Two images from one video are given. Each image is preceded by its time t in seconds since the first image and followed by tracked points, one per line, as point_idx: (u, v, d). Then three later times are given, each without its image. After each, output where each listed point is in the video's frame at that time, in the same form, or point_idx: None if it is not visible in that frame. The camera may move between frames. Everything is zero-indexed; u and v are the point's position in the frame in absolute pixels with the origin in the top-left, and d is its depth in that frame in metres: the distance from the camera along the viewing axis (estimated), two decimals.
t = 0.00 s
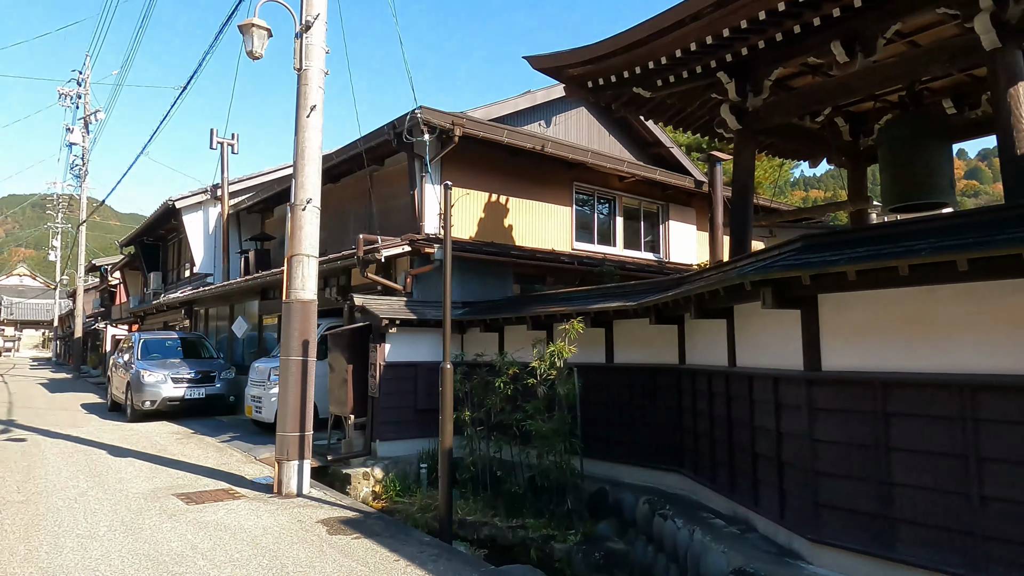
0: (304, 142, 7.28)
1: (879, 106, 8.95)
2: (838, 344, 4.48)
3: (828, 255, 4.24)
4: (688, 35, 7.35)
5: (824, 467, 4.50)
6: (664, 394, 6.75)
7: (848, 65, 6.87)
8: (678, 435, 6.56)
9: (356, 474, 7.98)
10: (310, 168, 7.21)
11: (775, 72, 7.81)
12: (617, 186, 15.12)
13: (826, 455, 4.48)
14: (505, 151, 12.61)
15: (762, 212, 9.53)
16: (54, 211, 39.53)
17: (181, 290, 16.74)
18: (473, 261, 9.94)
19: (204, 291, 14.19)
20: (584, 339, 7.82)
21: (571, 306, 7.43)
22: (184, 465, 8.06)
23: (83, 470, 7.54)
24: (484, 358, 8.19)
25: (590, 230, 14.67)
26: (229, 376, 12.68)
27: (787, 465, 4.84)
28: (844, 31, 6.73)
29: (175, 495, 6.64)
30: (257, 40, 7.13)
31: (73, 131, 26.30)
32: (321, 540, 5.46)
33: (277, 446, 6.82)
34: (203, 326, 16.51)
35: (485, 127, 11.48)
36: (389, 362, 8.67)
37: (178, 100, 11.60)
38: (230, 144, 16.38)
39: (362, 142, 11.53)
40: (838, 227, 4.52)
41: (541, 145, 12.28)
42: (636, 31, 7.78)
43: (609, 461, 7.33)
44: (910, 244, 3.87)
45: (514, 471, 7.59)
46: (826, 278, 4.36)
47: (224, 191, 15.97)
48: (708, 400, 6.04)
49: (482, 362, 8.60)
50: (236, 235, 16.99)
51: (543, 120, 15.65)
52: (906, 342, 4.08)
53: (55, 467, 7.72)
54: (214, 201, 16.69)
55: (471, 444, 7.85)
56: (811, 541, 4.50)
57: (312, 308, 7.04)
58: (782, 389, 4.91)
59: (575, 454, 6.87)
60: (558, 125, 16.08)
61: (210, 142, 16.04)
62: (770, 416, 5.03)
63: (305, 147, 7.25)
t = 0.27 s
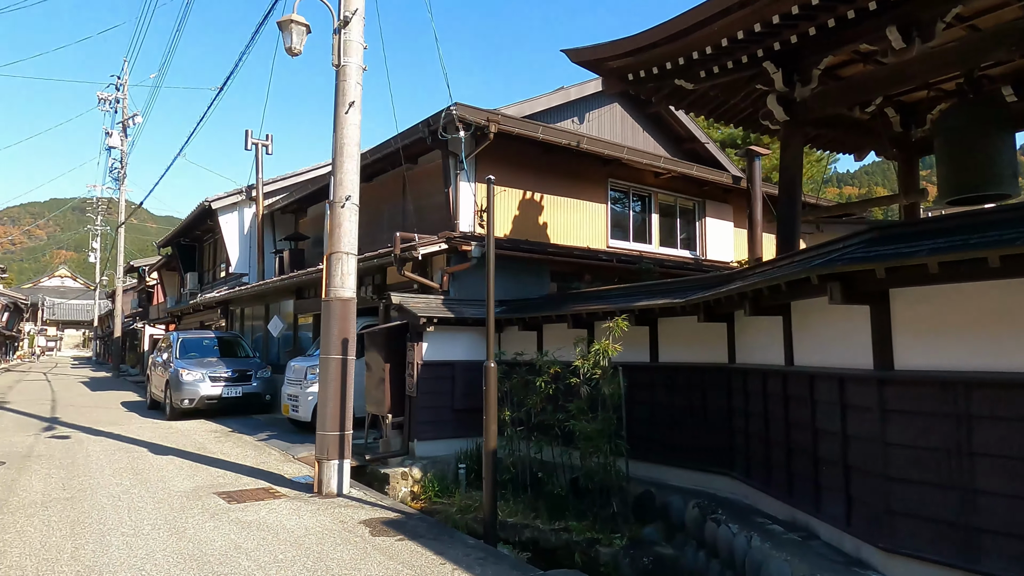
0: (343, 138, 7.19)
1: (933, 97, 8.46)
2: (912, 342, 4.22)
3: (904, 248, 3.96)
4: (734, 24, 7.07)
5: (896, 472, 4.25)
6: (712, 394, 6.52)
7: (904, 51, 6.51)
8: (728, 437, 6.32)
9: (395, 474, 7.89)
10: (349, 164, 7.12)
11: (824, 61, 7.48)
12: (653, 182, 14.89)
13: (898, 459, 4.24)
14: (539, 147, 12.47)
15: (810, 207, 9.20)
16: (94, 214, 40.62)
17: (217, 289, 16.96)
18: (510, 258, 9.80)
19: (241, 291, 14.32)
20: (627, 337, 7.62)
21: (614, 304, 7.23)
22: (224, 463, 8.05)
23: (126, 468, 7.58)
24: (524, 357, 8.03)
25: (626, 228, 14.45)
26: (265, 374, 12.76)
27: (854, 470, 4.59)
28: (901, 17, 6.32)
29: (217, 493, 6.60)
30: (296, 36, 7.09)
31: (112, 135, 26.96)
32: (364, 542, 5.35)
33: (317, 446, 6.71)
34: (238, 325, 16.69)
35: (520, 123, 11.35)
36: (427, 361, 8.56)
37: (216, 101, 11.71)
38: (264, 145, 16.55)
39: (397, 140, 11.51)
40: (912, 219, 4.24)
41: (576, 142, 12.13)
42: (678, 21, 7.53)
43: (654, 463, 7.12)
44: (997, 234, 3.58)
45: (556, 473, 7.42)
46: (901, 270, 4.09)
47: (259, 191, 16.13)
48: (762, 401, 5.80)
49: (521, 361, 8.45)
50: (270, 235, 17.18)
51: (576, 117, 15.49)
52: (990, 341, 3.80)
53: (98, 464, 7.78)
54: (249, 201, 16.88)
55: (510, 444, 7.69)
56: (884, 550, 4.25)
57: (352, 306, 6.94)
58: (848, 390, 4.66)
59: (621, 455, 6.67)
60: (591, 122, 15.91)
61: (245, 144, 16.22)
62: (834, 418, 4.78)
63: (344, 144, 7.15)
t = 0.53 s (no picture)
0: (380, 133, 7.00)
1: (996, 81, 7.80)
2: (1004, 340, 3.87)
3: (999, 237, 3.61)
4: (784, 8, 6.70)
5: (986, 481, 3.91)
6: (766, 395, 6.19)
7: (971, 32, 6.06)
8: (785, 441, 5.99)
9: (434, 475, 7.71)
10: (386, 159, 6.93)
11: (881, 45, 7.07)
12: (690, 178, 14.53)
13: (989, 467, 3.89)
14: (575, 143, 12.23)
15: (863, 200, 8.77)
16: (131, 217, 41.54)
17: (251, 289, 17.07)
18: (548, 256, 9.57)
19: (275, 290, 14.35)
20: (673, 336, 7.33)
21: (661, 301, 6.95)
22: (261, 463, 7.96)
23: (165, 467, 7.53)
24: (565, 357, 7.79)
25: (663, 224, 14.12)
26: (300, 374, 12.73)
27: (936, 478, 4.25)
28: None
29: (256, 494, 6.49)
30: (333, 30, 6.96)
31: (148, 138, 27.47)
32: (407, 547, 5.16)
33: (357, 446, 6.55)
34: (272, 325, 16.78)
35: (556, 118, 11.12)
36: (465, 361, 8.37)
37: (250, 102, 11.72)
38: (297, 145, 16.61)
39: (431, 137, 11.38)
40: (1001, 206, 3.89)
41: (613, 136, 11.86)
42: (725, 6, 7.19)
43: (703, 467, 6.81)
44: None
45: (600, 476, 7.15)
46: (992, 262, 3.74)
47: (292, 191, 16.20)
48: (824, 403, 5.47)
49: (562, 361, 8.22)
50: (303, 235, 17.25)
51: (610, 112, 15.21)
52: None
53: (138, 464, 7.76)
54: (282, 202, 16.97)
55: (552, 446, 7.44)
56: (972, 566, 3.91)
57: (390, 304, 6.77)
58: (928, 392, 4.33)
59: (671, 459, 6.37)
60: (626, 117, 15.60)
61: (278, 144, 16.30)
62: (912, 422, 4.45)
63: (382, 138, 6.95)
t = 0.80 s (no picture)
0: (418, 130, 6.76)
1: None
2: None
3: None
4: None
5: None
6: (825, 399, 5.83)
7: None
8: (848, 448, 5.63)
9: (472, 480, 7.51)
10: (425, 156, 6.69)
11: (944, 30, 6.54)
12: (728, 173, 14.13)
13: None
14: (611, 139, 11.94)
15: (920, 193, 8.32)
16: (166, 219, 42.35)
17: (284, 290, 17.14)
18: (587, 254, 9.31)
19: (308, 291, 14.34)
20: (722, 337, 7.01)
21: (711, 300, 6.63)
22: (298, 465, 7.84)
23: (203, 469, 7.46)
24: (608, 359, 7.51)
25: (700, 221, 13.77)
26: (333, 374, 12.66)
27: None
28: None
29: (294, 498, 6.35)
30: (370, 24, 6.80)
31: (183, 141, 27.91)
32: (453, 557, 4.94)
33: (395, 450, 6.36)
34: (305, 325, 16.81)
35: (592, 113, 10.86)
36: (503, 362, 8.15)
37: (284, 102, 11.71)
38: (329, 145, 16.63)
39: (465, 134, 11.21)
40: None
41: (651, 131, 11.55)
42: None
43: (756, 474, 6.47)
44: None
45: (646, 482, 6.85)
46: None
47: (324, 192, 16.22)
48: (894, 409, 5.11)
49: (603, 362, 7.95)
50: (335, 235, 17.27)
51: (645, 108, 14.89)
52: None
53: (176, 465, 7.71)
54: (314, 202, 17.02)
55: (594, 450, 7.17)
56: None
57: (429, 304, 6.55)
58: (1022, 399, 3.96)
59: (724, 466, 6.04)
60: (661, 112, 15.26)
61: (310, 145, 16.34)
62: (1001, 431, 4.09)
63: (420, 135, 6.73)
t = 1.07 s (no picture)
0: (455, 120, 6.52)
1: None
2: None
3: None
4: None
5: None
6: (890, 397, 5.48)
7: None
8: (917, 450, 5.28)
9: (512, 480, 7.27)
10: (463, 147, 6.45)
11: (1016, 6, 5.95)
12: (768, 166, 13.70)
13: None
14: (647, 131, 11.62)
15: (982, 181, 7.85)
16: (199, 221, 43.06)
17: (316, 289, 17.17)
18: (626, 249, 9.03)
19: (340, 289, 14.29)
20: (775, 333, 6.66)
21: (764, 294, 6.29)
22: (334, 464, 7.71)
23: (239, 468, 7.37)
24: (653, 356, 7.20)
25: (739, 216, 13.37)
26: (366, 373, 12.57)
27: None
28: None
29: (332, 498, 6.19)
30: (407, 12, 6.63)
31: (215, 143, 28.27)
32: (500, 562, 4.72)
33: (435, 451, 6.14)
34: (336, 324, 16.80)
35: (629, 105, 10.58)
36: (542, 360, 7.91)
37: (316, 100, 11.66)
38: (359, 144, 16.60)
39: (498, 128, 11.00)
40: None
41: (690, 123, 11.22)
42: None
43: (813, 477, 6.13)
44: None
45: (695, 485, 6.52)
46: None
47: (355, 190, 16.19)
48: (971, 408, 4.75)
49: (646, 360, 7.67)
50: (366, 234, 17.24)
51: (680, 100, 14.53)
52: None
53: (213, 464, 7.64)
54: (346, 201, 17.01)
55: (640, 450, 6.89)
56: None
57: (468, 300, 6.28)
58: None
59: (782, 468, 5.70)
60: (696, 105, 14.87)
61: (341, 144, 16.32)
62: None
63: (458, 126, 6.49)
